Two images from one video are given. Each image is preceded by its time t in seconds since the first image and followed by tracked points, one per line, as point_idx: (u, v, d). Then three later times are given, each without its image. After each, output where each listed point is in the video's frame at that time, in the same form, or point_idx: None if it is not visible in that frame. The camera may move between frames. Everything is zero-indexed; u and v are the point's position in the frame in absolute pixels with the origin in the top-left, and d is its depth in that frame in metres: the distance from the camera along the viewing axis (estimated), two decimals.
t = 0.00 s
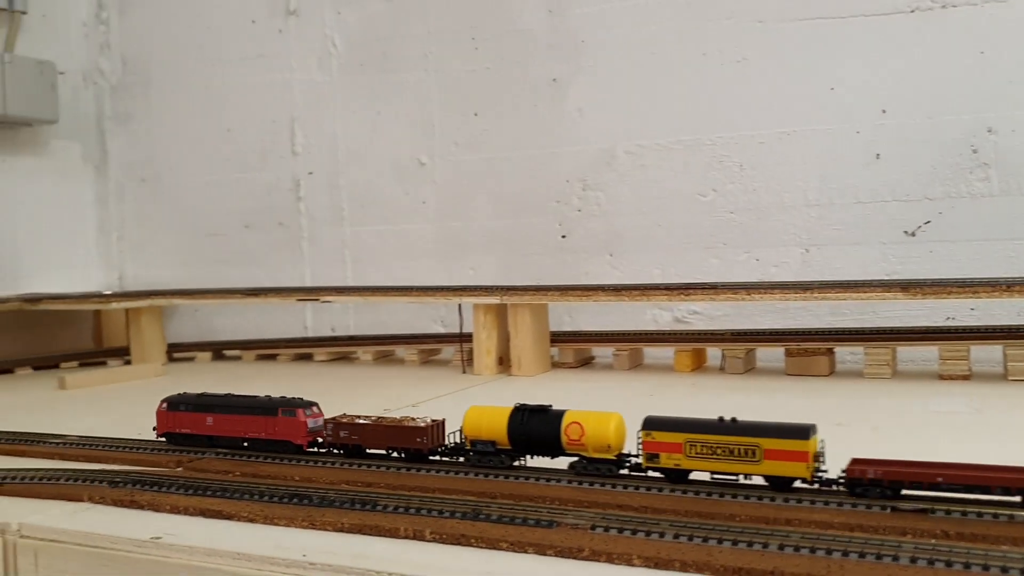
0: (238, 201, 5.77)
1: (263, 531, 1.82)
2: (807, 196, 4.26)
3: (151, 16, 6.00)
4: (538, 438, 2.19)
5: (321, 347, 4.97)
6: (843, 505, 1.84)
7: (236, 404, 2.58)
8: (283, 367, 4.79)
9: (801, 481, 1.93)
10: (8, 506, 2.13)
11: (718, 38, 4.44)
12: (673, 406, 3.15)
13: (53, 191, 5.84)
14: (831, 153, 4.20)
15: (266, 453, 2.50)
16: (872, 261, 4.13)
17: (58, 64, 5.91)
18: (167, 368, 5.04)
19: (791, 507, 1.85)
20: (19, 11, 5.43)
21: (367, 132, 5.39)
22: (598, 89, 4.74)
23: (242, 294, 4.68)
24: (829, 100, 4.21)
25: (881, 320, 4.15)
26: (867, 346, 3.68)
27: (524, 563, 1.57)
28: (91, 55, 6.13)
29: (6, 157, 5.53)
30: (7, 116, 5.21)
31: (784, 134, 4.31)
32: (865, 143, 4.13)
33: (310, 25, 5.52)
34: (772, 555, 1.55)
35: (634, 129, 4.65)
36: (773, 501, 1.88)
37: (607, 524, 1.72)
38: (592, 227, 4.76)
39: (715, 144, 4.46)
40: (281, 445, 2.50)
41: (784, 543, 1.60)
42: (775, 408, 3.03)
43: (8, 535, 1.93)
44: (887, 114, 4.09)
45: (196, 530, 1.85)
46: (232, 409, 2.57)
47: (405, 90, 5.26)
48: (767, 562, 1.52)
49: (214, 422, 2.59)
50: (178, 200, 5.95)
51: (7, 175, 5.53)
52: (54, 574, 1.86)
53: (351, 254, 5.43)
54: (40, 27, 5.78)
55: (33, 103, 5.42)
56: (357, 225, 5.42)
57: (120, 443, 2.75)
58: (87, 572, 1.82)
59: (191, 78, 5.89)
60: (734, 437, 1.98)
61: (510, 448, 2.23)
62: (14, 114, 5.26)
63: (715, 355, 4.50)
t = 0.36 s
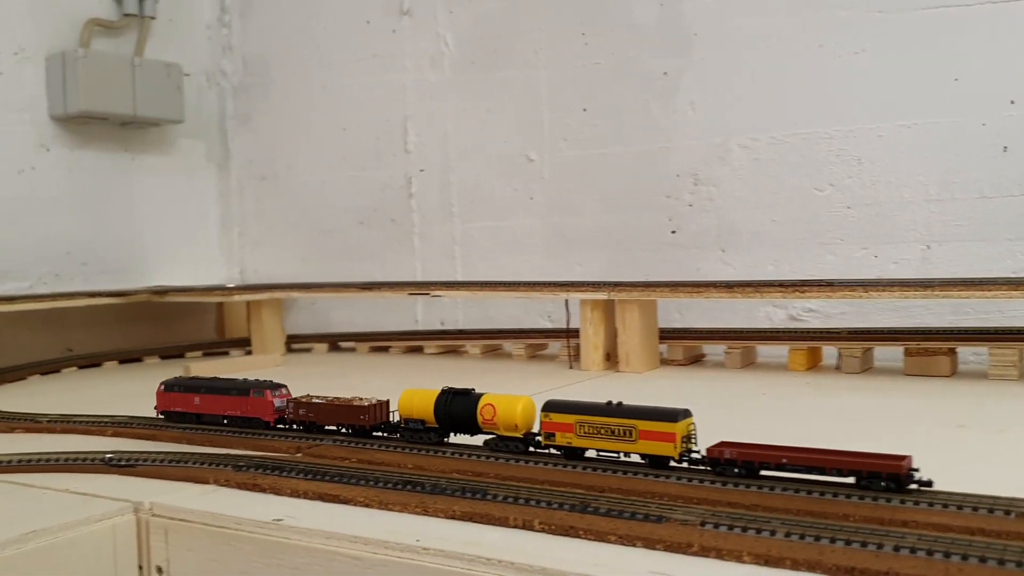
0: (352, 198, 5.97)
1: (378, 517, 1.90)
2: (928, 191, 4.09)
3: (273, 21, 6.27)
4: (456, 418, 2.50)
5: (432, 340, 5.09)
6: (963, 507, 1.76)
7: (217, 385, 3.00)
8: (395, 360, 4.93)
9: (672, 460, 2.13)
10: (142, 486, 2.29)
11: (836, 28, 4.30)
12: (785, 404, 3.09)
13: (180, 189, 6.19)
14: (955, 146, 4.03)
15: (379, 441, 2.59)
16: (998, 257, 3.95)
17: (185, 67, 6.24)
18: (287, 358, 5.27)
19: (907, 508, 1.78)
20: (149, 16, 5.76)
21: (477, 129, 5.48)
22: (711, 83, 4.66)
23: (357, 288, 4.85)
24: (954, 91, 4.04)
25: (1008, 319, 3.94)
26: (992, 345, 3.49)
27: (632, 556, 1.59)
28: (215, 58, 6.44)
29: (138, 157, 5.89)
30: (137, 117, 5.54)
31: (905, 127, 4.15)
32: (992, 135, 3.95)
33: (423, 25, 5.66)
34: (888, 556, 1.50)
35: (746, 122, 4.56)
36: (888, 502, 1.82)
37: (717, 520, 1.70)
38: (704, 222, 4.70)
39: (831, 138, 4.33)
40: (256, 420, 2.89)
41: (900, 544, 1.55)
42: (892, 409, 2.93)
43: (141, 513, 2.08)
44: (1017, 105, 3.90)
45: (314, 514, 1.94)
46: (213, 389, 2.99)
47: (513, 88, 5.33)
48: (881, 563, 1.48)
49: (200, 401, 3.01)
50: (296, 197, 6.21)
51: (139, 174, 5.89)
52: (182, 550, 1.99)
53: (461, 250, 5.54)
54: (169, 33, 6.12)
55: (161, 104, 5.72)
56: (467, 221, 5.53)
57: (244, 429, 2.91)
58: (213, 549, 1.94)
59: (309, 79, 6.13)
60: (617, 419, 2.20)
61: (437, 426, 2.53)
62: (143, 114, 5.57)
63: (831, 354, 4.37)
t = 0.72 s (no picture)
0: (443, 195, 6.07)
1: (468, 508, 1.94)
2: None
3: (368, 22, 6.42)
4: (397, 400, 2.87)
5: (520, 336, 5.13)
6: None
7: (198, 371, 3.38)
8: (484, 355, 4.99)
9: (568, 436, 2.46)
10: (243, 473, 2.40)
11: (940, 17, 4.14)
12: (880, 405, 3.00)
13: (278, 186, 6.41)
14: None
15: (469, 435, 2.63)
16: None
17: (285, 68, 6.46)
18: (379, 352, 5.40)
19: (1008, 512, 1.72)
20: (249, 18, 5.98)
21: (567, 125, 5.49)
22: (807, 76, 4.55)
23: (447, 284, 4.93)
24: None
25: None
26: None
27: (722, 554, 1.57)
28: (312, 58, 6.64)
29: (239, 155, 6.13)
30: (237, 116, 5.77)
31: (1013, 120, 3.97)
32: None
33: (514, 23, 5.70)
34: (992, 561, 1.45)
35: (844, 116, 4.43)
36: (987, 505, 1.76)
37: (810, 520, 1.67)
38: (799, 219, 4.59)
39: (933, 132, 4.17)
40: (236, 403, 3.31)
41: (1004, 550, 1.49)
42: (996, 411, 2.81)
43: (241, 499, 2.18)
44: None
45: (406, 503, 2.00)
46: (196, 374, 3.37)
47: (603, 84, 5.32)
48: (982, 567, 1.43)
49: (183, 386, 3.38)
50: (389, 194, 6.35)
51: (239, 172, 6.13)
52: (280, 536, 2.08)
53: (550, 246, 5.56)
54: (269, 35, 6.34)
55: (259, 104, 5.94)
56: (556, 217, 5.54)
57: (338, 420, 3.00)
58: (309, 536, 2.02)
59: (402, 78, 6.26)
60: (527, 399, 2.54)
61: (383, 407, 2.92)
62: (243, 114, 5.80)
63: (933, 354, 4.21)
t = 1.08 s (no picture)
0: (517, 192, 6.10)
1: (542, 503, 1.96)
2: None
3: (443, 21, 6.50)
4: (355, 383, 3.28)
5: (593, 333, 5.12)
6: None
7: (181, 359, 3.80)
8: (557, 351, 5.00)
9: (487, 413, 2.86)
10: (321, 464, 2.47)
11: None
12: (963, 407, 2.91)
13: (355, 184, 6.55)
14: None
15: (541, 430, 2.65)
16: None
17: (363, 67, 6.58)
18: (453, 348, 5.46)
19: None
20: (327, 19, 6.12)
21: (642, 121, 5.45)
22: (890, 68, 4.43)
23: (521, 280, 4.95)
24: None
25: None
26: None
27: (798, 554, 1.56)
28: (389, 57, 6.76)
29: (317, 154, 6.28)
30: (316, 115, 5.93)
31: None
32: None
33: (588, 19, 5.69)
34: None
35: (929, 109, 4.31)
36: None
37: (890, 521, 1.64)
38: (880, 215, 4.48)
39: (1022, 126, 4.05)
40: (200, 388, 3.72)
41: None
42: None
43: (320, 490, 2.25)
44: None
45: (480, 496, 2.03)
46: (177, 362, 3.80)
47: (677, 79, 5.27)
48: None
49: (169, 372, 3.82)
50: (464, 191, 6.43)
51: (318, 170, 6.29)
52: (357, 526, 2.14)
53: (624, 243, 5.54)
54: (347, 35, 6.47)
55: (337, 103, 6.08)
56: (630, 214, 5.52)
57: (413, 414, 3.07)
58: (385, 526, 2.08)
59: (477, 76, 6.31)
60: (455, 381, 2.93)
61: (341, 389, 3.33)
62: (322, 113, 5.96)
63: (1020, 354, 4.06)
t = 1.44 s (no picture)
0: (580, 190, 6.10)
1: (605, 500, 1.97)
2: None
3: (506, 20, 6.54)
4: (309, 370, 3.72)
5: (656, 332, 5.09)
6: None
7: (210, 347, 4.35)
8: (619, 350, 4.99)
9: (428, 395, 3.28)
10: (387, 458, 2.53)
11: None
12: None
13: (420, 182, 6.63)
14: None
15: (603, 428, 2.66)
16: None
17: (427, 66, 6.66)
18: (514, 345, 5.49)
19: None
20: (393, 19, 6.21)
21: (707, 118, 5.39)
22: (965, 61, 4.30)
23: (583, 278, 4.95)
24: None
25: None
26: None
27: (865, 556, 1.54)
28: (454, 56, 6.82)
29: (382, 152, 6.38)
30: (382, 114, 6.03)
31: None
32: None
33: (652, 15, 5.66)
34: None
35: (1005, 104, 4.19)
36: None
37: (961, 525, 1.60)
38: (952, 213, 4.37)
39: None
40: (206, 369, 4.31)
41: None
42: None
43: (385, 483, 2.30)
44: None
45: (543, 492, 2.05)
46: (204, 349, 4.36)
47: (743, 74, 5.20)
48: None
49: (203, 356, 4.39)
50: (527, 189, 6.45)
51: (383, 168, 6.39)
52: (422, 520, 2.18)
53: (688, 241, 5.50)
54: (412, 35, 6.56)
55: (402, 102, 6.17)
56: (694, 211, 5.47)
57: (474, 409, 3.11)
58: (449, 520, 2.11)
59: (541, 74, 6.33)
60: (401, 366, 3.37)
61: (295, 376, 3.76)
62: (387, 112, 6.05)
63: None
